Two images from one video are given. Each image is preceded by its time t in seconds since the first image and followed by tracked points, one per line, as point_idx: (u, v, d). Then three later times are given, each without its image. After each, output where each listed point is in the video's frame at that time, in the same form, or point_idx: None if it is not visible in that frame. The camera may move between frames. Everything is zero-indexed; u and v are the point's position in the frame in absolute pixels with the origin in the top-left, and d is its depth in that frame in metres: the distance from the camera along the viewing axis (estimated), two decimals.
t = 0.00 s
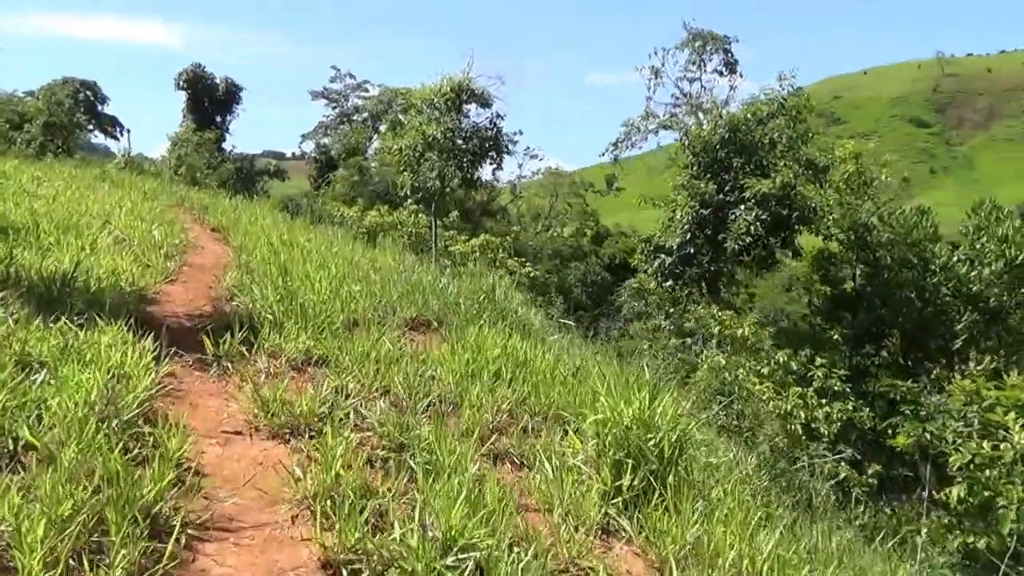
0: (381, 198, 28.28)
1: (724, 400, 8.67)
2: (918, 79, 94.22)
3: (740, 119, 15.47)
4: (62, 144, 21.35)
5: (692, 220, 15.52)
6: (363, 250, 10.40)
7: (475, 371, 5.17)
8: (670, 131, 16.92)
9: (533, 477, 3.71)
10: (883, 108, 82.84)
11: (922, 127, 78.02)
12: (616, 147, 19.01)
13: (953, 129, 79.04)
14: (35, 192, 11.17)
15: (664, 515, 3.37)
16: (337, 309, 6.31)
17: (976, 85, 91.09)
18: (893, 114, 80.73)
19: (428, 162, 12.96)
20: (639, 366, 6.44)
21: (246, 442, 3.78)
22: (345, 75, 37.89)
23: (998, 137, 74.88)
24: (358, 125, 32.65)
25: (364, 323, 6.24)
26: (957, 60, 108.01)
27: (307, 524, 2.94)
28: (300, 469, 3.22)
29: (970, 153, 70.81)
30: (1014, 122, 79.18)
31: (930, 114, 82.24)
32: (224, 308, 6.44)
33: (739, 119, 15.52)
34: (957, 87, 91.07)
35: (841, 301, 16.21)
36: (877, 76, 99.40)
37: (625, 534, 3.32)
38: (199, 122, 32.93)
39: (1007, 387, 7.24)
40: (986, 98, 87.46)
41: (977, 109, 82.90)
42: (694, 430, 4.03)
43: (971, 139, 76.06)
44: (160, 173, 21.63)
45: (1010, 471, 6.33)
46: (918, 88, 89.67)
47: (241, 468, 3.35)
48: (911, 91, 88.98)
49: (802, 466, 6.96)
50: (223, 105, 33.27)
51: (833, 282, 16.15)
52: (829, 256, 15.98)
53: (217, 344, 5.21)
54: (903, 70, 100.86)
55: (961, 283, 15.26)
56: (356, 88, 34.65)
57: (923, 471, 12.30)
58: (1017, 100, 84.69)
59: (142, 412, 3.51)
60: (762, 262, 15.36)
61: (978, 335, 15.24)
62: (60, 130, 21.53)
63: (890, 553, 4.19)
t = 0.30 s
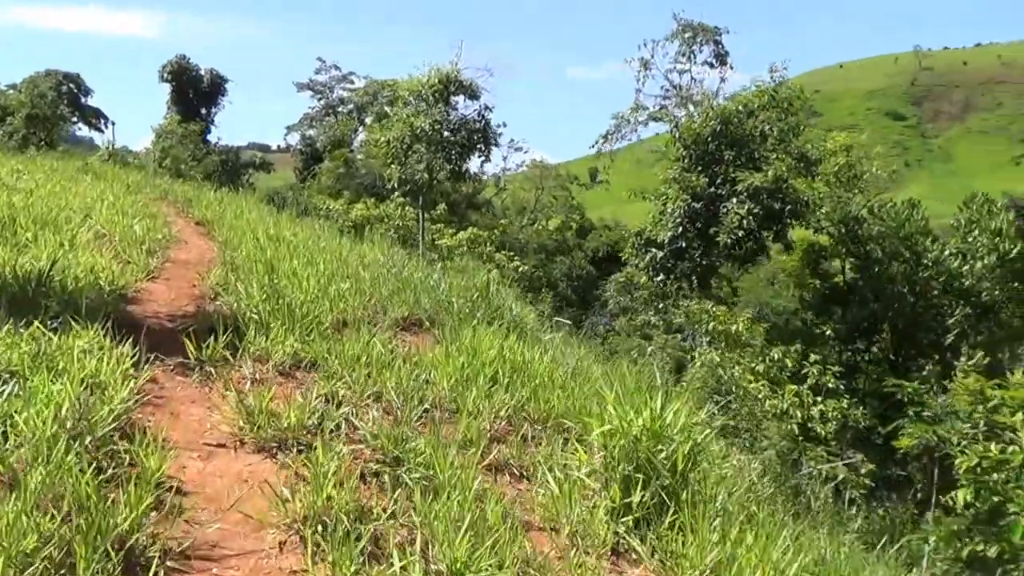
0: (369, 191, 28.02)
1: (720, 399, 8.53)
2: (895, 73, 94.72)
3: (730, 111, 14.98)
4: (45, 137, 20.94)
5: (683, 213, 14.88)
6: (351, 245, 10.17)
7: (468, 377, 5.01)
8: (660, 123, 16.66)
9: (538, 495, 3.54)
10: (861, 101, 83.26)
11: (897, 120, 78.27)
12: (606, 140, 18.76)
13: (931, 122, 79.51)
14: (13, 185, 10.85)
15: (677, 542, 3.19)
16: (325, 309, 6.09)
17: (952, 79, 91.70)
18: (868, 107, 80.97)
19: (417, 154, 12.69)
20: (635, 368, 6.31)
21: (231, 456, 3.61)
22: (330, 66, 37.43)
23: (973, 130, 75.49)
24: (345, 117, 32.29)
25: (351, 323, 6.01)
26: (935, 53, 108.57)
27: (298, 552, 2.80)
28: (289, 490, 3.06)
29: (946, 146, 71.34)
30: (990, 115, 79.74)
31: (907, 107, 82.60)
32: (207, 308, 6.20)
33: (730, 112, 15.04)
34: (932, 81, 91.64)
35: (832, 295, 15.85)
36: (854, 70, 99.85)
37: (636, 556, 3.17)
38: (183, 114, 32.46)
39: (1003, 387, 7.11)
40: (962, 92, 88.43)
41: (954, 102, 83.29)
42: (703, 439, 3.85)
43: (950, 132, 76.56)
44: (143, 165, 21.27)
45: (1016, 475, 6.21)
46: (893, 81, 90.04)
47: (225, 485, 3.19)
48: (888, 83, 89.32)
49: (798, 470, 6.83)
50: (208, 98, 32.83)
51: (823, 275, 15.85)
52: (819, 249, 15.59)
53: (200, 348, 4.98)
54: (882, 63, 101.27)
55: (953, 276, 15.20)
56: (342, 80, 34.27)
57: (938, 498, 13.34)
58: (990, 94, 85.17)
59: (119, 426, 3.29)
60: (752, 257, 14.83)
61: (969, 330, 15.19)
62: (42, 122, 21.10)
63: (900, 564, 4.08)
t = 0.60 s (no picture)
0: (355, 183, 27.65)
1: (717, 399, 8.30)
2: (875, 66, 95.00)
3: (723, 105, 13.98)
4: (27, 129, 20.50)
5: (675, 208, 13.93)
6: (338, 239, 9.90)
7: (466, 383, 4.85)
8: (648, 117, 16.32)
9: (548, 514, 3.46)
10: (845, 95, 83.56)
11: (878, 113, 78.45)
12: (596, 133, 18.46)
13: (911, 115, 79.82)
14: None
15: (694, 571, 3.15)
16: (312, 307, 5.82)
17: (932, 72, 92.09)
18: (849, 100, 81.16)
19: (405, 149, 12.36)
20: (633, 378, 6.13)
21: (211, 475, 3.44)
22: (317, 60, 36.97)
23: (953, 123, 75.83)
24: (331, 110, 31.88)
25: (338, 325, 5.74)
26: (917, 48, 109.38)
27: None
28: (277, 520, 2.91)
29: (927, 139, 71.63)
30: (969, 108, 80.21)
31: (888, 99, 82.84)
32: (188, 309, 5.91)
33: (723, 105, 14.04)
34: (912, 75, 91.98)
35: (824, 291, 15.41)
36: (835, 63, 100.06)
37: None
38: (167, 107, 31.99)
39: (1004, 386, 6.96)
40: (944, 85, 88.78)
41: (933, 95, 83.63)
42: (718, 458, 3.80)
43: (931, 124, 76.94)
44: (126, 158, 20.86)
45: None
46: (875, 74, 90.40)
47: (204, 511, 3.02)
48: (871, 77, 89.70)
49: (796, 471, 6.64)
50: (193, 90, 32.37)
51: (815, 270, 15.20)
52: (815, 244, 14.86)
53: (181, 352, 4.70)
54: (865, 58, 101.70)
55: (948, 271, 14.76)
56: (329, 73, 33.86)
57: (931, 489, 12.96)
58: (970, 87, 85.61)
59: (86, 447, 3.09)
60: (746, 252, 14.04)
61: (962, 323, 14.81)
62: (24, 114, 20.63)
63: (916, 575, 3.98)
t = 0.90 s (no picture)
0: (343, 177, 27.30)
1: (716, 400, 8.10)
2: (858, 61, 95.18)
3: (719, 99, 13.64)
4: (6, 121, 19.98)
5: (670, 205, 13.35)
6: (326, 235, 9.61)
7: (466, 393, 4.62)
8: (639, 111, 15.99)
9: (560, 542, 3.38)
10: (832, 89, 83.64)
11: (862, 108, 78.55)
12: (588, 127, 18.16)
13: (894, 109, 80.07)
14: None
15: None
16: (299, 309, 5.54)
17: (914, 67, 92.46)
18: (833, 95, 81.23)
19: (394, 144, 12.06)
20: (635, 384, 5.93)
21: (190, 499, 3.36)
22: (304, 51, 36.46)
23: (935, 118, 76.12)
24: (319, 103, 31.44)
25: (328, 328, 5.47)
26: (902, 43, 109.81)
27: None
28: (262, 557, 2.98)
29: (913, 134, 71.89)
30: (954, 103, 80.59)
31: (871, 93, 83.00)
32: (168, 310, 5.63)
33: (718, 98, 13.69)
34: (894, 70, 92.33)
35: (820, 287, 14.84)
36: (818, 57, 100.19)
37: None
38: (151, 99, 31.42)
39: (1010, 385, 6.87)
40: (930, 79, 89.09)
41: (917, 90, 83.88)
42: (740, 472, 3.59)
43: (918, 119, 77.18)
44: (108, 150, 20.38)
45: None
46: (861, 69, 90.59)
47: (184, 547, 3.08)
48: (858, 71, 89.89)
49: (802, 479, 6.50)
50: (177, 82, 31.82)
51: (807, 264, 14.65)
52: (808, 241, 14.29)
53: (161, 359, 4.46)
54: (852, 52, 101.93)
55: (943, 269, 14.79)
56: (316, 65, 33.39)
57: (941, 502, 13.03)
58: (951, 81, 85.99)
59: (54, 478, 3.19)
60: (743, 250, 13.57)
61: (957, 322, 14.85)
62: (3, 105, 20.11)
63: None
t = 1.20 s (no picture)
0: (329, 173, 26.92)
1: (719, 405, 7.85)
2: (839, 57, 95.56)
3: (715, 93, 13.30)
4: None
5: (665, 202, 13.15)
6: (313, 234, 9.28)
7: (467, 405, 4.36)
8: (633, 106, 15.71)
9: (574, 570, 3.12)
10: (816, 85, 83.89)
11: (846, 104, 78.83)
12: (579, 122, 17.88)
13: (875, 105, 80.47)
14: None
15: None
16: (287, 315, 5.21)
17: (894, 63, 92.91)
18: (815, 91, 81.49)
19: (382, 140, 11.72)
20: (641, 394, 5.66)
21: (170, 531, 3.07)
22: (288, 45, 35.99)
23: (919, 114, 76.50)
24: (303, 97, 31.00)
25: (320, 336, 5.16)
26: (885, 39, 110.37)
27: None
28: None
29: (897, 130, 72.20)
30: (937, 99, 81.04)
31: (853, 90, 83.33)
32: (148, 316, 5.31)
33: (714, 92, 13.36)
34: (874, 66, 92.72)
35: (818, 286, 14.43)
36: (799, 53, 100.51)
37: None
38: (132, 93, 30.90)
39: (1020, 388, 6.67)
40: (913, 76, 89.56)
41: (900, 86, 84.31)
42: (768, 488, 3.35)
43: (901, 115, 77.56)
44: (88, 146, 19.94)
45: None
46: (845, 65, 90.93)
47: None
48: (842, 67, 90.22)
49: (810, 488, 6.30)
50: (160, 76, 31.29)
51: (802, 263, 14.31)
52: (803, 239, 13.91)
53: (139, 371, 4.16)
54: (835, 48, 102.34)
55: (943, 267, 14.84)
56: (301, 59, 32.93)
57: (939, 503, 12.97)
58: (931, 77, 86.47)
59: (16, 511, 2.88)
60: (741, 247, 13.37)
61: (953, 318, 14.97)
62: None
63: None
